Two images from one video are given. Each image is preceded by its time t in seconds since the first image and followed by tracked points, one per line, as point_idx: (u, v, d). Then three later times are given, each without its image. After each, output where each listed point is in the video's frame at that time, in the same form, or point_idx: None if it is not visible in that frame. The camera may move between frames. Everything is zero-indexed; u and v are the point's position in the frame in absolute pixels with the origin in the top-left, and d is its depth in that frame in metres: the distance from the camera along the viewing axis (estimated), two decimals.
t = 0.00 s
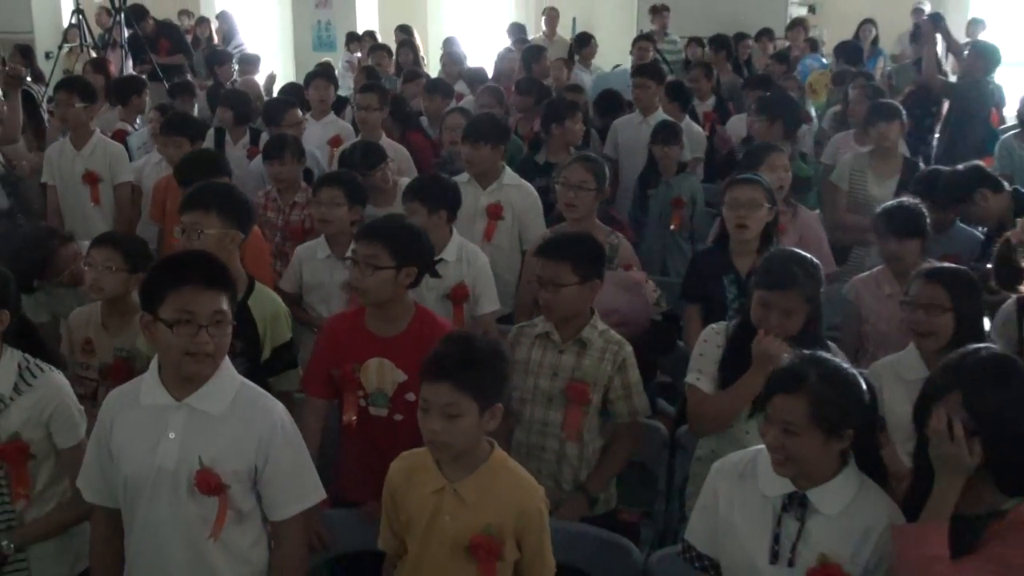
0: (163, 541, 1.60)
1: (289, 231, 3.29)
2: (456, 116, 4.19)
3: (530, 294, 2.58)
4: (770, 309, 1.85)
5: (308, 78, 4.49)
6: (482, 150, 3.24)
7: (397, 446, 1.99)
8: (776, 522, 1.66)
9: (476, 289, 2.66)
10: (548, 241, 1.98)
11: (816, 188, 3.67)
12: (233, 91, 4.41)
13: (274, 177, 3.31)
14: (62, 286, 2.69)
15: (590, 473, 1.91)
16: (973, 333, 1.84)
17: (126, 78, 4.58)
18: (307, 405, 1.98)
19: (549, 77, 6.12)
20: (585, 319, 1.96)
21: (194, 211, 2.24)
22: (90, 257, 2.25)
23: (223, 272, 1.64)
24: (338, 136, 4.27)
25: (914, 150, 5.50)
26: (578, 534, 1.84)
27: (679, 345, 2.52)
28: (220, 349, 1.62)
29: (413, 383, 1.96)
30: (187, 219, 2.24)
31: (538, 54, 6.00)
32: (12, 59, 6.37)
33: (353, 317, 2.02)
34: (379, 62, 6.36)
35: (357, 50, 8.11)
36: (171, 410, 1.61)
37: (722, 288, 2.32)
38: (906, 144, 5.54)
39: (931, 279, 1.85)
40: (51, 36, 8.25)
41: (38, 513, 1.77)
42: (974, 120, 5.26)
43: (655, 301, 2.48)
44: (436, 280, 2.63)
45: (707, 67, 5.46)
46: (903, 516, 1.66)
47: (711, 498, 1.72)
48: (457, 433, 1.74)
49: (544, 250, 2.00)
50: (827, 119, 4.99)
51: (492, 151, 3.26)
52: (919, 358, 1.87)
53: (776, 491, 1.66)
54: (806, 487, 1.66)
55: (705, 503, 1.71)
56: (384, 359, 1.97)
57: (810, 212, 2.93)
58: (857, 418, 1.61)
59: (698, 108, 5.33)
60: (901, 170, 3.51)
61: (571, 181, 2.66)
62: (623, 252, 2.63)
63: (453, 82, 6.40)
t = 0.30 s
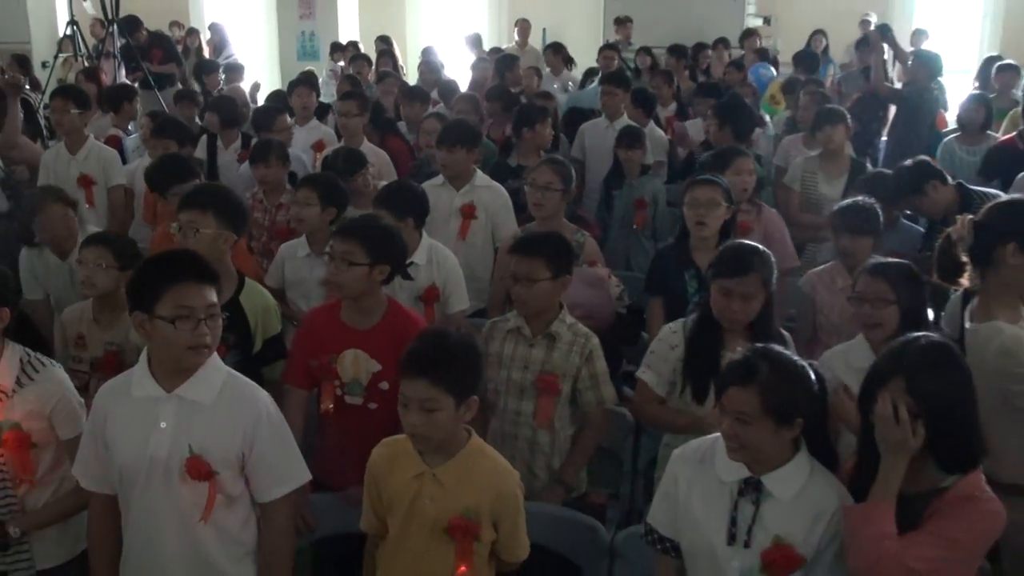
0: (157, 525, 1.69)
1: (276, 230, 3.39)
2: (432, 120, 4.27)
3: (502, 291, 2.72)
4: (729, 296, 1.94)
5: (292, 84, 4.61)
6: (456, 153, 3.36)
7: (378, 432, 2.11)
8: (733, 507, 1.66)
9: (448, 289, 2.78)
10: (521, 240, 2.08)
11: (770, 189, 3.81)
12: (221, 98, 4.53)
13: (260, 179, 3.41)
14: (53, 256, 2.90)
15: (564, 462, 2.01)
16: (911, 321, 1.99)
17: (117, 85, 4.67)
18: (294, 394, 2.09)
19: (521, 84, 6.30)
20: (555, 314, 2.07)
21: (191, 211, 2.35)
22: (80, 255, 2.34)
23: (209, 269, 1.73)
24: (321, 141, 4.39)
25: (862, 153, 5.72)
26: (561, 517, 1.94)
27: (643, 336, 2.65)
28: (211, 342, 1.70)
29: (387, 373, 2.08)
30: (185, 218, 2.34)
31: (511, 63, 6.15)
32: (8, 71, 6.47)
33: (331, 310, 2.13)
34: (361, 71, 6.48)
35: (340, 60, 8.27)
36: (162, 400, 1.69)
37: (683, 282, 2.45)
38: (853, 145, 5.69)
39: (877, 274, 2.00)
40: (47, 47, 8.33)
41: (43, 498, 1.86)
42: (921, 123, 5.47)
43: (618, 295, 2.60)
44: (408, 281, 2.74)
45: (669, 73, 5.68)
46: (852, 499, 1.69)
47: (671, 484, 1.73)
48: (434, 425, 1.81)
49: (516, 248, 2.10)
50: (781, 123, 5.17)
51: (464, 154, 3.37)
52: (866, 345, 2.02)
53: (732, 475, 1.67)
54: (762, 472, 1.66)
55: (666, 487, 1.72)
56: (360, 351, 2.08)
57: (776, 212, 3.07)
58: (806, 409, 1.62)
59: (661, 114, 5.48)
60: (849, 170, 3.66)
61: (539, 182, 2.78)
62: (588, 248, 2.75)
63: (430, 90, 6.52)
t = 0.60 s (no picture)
0: (147, 514, 1.74)
1: (259, 230, 3.46)
2: (410, 123, 4.35)
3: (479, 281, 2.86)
4: (687, 284, 2.04)
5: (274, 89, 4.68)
6: (431, 154, 3.44)
7: (352, 417, 2.21)
8: (696, 490, 1.67)
9: (422, 287, 2.86)
10: (495, 235, 2.17)
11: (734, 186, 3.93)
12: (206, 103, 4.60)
13: (244, 181, 3.49)
14: (43, 227, 3.04)
15: (541, 449, 2.10)
16: (866, 309, 2.09)
17: (103, 92, 4.71)
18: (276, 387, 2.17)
19: (497, 88, 6.44)
20: (525, 307, 2.16)
21: (183, 207, 2.42)
22: (59, 258, 2.37)
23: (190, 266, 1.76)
24: (304, 143, 4.47)
25: (820, 152, 5.71)
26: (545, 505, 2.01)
27: (614, 328, 2.74)
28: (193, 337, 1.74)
29: (353, 361, 2.18)
30: (177, 215, 2.42)
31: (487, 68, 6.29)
32: None
33: (297, 304, 2.24)
34: (340, 75, 6.55)
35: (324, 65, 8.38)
36: (150, 394, 1.73)
37: (651, 276, 2.55)
38: (812, 145, 5.70)
39: (835, 268, 2.10)
40: (35, 53, 8.36)
41: (38, 485, 1.94)
42: (878, 125, 5.63)
43: (588, 290, 2.67)
44: (381, 284, 2.82)
45: (637, 78, 5.83)
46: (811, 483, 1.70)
47: (635, 470, 1.74)
48: (412, 419, 1.85)
49: (491, 243, 2.19)
50: (742, 125, 5.33)
51: (437, 156, 3.45)
52: (824, 337, 2.14)
53: (695, 460, 1.68)
54: (725, 456, 1.67)
55: (630, 474, 1.73)
56: (325, 342, 2.19)
57: (740, 210, 3.17)
58: (761, 397, 1.64)
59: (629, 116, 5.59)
60: (807, 169, 3.75)
61: (511, 182, 2.87)
62: (558, 245, 2.83)
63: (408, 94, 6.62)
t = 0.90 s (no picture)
0: (138, 501, 1.78)
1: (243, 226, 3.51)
2: (389, 123, 4.42)
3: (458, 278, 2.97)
4: (659, 274, 2.11)
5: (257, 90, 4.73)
6: (410, 152, 3.51)
7: (328, 405, 2.30)
8: (660, 473, 1.74)
9: (405, 280, 2.92)
10: (469, 228, 2.25)
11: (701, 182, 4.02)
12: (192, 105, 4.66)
13: (228, 180, 3.55)
14: (33, 214, 3.09)
15: (517, 434, 2.20)
16: (829, 297, 2.19)
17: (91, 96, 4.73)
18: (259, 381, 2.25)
19: (473, 90, 6.55)
20: (499, 298, 2.25)
21: (171, 205, 2.50)
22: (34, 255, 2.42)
23: (177, 262, 1.76)
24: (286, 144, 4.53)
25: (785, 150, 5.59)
26: (517, 488, 2.09)
27: (587, 319, 2.83)
28: (172, 333, 1.75)
29: (324, 354, 2.26)
30: (164, 211, 2.50)
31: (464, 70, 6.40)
32: None
33: (264, 298, 2.32)
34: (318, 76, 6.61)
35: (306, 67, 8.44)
36: (143, 385, 1.76)
37: (624, 269, 2.63)
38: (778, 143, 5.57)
39: (800, 261, 2.19)
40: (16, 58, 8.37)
41: (28, 478, 1.96)
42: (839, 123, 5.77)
43: (562, 282, 2.76)
44: (366, 276, 2.91)
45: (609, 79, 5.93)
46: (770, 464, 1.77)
47: (602, 455, 1.81)
48: (391, 411, 1.90)
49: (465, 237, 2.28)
50: (711, 123, 5.45)
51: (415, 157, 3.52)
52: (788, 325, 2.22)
53: (659, 444, 1.75)
54: (685, 440, 1.74)
55: (597, 459, 1.80)
56: (296, 336, 2.26)
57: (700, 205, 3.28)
58: (719, 383, 1.72)
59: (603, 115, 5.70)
60: (771, 166, 3.83)
61: (487, 179, 2.94)
62: (533, 240, 2.91)
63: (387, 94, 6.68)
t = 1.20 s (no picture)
0: (136, 490, 1.83)
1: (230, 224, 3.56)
2: (373, 123, 4.50)
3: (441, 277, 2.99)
4: (639, 267, 2.20)
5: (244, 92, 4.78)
6: (394, 151, 3.59)
7: (313, 397, 2.36)
8: (630, 455, 1.81)
9: (398, 268, 3.00)
10: (447, 222, 2.35)
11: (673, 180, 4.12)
12: (179, 106, 4.72)
13: (216, 179, 3.61)
14: (26, 213, 3.16)
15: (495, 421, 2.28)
16: (799, 287, 2.28)
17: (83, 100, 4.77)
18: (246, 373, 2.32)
19: (452, 92, 6.64)
20: (476, 289, 2.34)
21: (160, 205, 2.57)
22: (18, 248, 2.42)
23: (156, 258, 1.79)
24: (272, 145, 4.60)
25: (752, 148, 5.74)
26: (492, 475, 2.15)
27: (564, 312, 2.92)
28: (157, 328, 1.78)
29: (308, 349, 2.32)
30: (154, 211, 2.56)
31: (442, 72, 6.49)
32: None
33: (248, 295, 2.36)
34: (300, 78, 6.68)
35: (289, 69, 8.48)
36: (140, 379, 1.82)
37: (601, 262, 2.72)
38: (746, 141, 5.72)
39: (774, 252, 2.27)
40: None
41: (15, 474, 2.00)
42: (802, 121, 5.88)
43: (541, 276, 2.85)
44: (362, 263, 2.98)
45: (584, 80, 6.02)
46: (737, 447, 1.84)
47: (575, 439, 1.89)
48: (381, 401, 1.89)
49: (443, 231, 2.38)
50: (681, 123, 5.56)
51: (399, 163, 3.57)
52: (757, 313, 2.30)
53: (628, 428, 1.83)
54: (655, 424, 1.81)
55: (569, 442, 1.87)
56: (281, 333, 2.31)
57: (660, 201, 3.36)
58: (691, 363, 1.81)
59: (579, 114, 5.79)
60: (741, 163, 3.95)
61: (468, 177, 3.03)
62: (512, 235, 3.01)
63: (370, 96, 6.77)
